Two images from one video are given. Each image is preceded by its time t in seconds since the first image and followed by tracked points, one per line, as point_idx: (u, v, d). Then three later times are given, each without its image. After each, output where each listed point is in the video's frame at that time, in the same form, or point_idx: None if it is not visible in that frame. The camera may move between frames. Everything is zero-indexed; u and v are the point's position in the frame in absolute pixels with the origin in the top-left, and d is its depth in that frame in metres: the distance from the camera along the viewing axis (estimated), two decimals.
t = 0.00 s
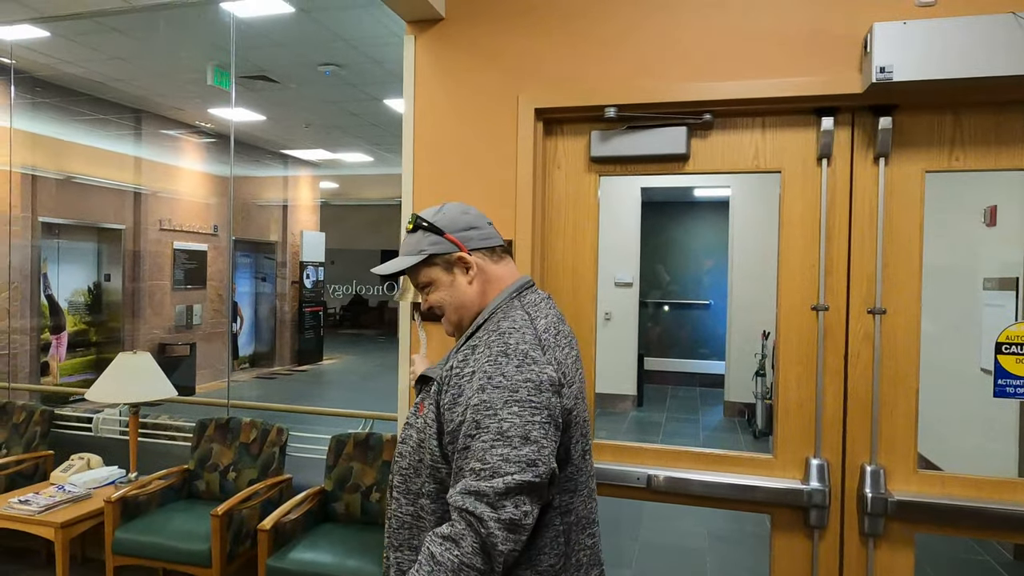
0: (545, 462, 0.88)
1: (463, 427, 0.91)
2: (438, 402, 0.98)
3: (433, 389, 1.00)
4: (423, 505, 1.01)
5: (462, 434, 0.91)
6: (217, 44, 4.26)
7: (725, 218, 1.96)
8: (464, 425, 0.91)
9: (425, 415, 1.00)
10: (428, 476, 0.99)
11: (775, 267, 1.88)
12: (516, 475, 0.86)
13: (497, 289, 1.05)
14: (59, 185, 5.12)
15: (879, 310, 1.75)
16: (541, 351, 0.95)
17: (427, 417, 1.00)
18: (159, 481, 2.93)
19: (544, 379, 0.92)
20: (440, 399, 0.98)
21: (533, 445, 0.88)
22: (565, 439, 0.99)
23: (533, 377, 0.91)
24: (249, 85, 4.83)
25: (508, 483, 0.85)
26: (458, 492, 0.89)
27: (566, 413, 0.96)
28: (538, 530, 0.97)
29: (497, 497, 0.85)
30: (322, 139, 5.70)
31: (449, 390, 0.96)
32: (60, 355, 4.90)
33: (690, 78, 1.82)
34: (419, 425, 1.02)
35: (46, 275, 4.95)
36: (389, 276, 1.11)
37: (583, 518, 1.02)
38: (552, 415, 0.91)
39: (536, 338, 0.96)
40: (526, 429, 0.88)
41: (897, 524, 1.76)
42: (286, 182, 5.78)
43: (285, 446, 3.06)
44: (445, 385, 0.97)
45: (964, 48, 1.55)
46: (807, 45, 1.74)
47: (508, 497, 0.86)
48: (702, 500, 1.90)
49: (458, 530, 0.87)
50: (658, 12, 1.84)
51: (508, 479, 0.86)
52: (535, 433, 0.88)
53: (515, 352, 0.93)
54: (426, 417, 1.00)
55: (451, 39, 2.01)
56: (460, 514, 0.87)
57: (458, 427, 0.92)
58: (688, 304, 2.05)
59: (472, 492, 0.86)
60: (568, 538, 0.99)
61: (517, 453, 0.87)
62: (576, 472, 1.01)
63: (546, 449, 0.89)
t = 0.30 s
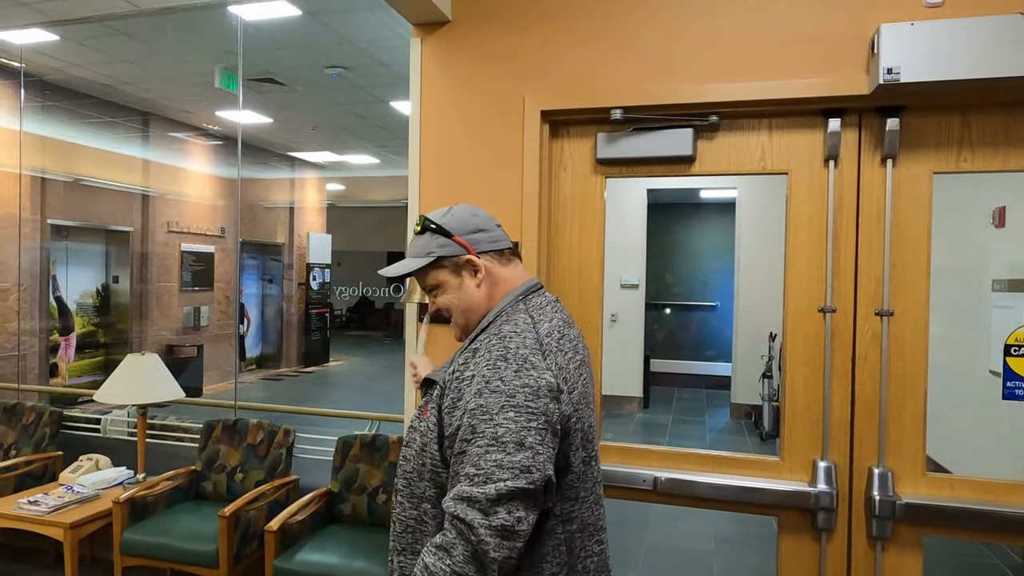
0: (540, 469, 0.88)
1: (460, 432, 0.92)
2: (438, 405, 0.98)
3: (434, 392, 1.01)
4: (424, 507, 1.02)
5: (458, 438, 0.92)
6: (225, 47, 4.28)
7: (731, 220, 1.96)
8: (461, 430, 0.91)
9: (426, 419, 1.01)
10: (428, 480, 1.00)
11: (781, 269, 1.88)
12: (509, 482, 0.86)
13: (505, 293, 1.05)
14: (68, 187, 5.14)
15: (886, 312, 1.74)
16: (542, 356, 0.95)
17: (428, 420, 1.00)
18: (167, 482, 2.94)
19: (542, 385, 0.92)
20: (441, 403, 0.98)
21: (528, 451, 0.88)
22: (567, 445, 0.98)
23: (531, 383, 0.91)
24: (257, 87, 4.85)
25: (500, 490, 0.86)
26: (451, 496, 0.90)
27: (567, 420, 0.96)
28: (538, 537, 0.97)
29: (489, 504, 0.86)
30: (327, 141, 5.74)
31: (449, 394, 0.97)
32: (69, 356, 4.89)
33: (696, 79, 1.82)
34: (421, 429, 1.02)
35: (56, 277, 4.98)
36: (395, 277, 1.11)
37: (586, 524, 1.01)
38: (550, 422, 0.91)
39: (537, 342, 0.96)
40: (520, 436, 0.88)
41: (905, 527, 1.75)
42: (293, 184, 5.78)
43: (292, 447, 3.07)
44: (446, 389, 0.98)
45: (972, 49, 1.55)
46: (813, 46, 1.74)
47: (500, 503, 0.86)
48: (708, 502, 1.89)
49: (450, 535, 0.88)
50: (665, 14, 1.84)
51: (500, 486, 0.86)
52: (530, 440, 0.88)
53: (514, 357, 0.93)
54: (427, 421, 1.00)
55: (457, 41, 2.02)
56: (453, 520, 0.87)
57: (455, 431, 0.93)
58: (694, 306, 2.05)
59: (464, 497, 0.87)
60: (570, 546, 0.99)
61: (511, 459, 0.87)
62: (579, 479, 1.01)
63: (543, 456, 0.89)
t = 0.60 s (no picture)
0: (540, 486, 0.88)
1: (463, 443, 0.92)
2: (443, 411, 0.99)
3: (439, 399, 1.01)
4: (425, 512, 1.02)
5: (460, 450, 0.92)
6: (231, 50, 4.29)
7: (738, 222, 1.95)
8: (464, 441, 0.91)
9: (431, 425, 1.01)
10: (431, 488, 1.00)
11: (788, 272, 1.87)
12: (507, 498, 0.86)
13: (516, 296, 1.05)
14: (77, 190, 5.17)
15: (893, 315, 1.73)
16: (547, 368, 0.94)
17: (432, 427, 1.00)
18: (174, 483, 2.96)
19: (546, 399, 0.91)
20: (445, 411, 0.98)
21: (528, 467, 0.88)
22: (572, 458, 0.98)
23: (535, 397, 0.91)
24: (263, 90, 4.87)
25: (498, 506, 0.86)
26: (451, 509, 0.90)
27: (573, 434, 0.96)
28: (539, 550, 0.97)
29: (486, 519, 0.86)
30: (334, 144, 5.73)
31: (454, 403, 0.97)
32: (77, 358, 4.90)
33: (702, 82, 1.82)
34: (425, 435, 1.02)
35: (64, 280, 5.01)
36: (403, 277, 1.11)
37: (588, 536, 1.01)
38: (554, 437, 0.90)
39: (543, 353, 0.96)
40: (520, 452, 0.88)
41: (914, 531, 1.74)
42: (300, 186, 5.77)
43: (298, 449, 3.08)
44: (450, 398, 0.98)
45: (980, 51, 1.54)
46: (820, 48, 1.73)
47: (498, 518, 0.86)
48: (714, 506, 1.89)
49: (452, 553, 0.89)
50: (670, 17, 1.84)
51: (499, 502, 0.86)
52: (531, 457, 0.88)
53: (519, 369, 0.93)
54: (431, 428, 1.00)
55: (463, 45, 2.02)
56: (451, 534, 0.88)
57: (458, 443, 0.93)
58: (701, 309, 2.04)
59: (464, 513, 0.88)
60: (570, 560, 0.99)
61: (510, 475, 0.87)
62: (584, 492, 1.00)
63: (545, 471, 0.89)
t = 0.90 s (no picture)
0: (562, 498, 0.88)
1: (479, 457, 0.91)
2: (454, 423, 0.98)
3: (450, 409, 1.00)
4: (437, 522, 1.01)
5: (478, 463, 0.91)
6: (239, 52, 4.31)
7: (744, 224, 1.95)
8: (482, 456, 0.91)
9: (442, 435, 1.00)
10: (445, 499, 0.99)
11: (794, 274, 1.87)
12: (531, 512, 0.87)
13: (519, 297, 1.05)
14: (85, 193, 5.20)
15: (901, 317, 1.73)
16: (562, 377, 0.94)
17: (444, 437, 1.00)
18: (181, 484, 2.97)
19: (564, 409, 0.91)
20: (458, 422, 0.97)
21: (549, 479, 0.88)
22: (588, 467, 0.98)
23: (553, 408, 0.91)
24: (271, 93, 4.89)
25: (523, 520, 0.86)
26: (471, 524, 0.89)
27: (588, 443, 0.96)
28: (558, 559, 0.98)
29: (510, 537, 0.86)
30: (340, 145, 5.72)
31: (467, 414, 0.96)
32: (86, 359, 4.94)
33: (708, 84, 1.82)
34: (436, 446, 1.01)
35: (73, 281, 5.04)
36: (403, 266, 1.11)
37: (605, 541, 1.02)
38: (572, 447, 0.91)
39: (557, 361, 0.95)
40: (543, 467, 0.88)
41: (922, 534, 1.73)
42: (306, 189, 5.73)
43: (305, 450, 3.09)
44: (463, 409, 0.97)
45: (988, 51, 1.53)
46: (826, 48, 1.73)
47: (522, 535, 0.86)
48: (721, 507, 1.89)
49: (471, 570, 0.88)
50: (675, 19, 1.84)
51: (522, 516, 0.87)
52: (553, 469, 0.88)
53: (535, 379, 0.92)
54: (443, 439, 1.00)
55: (469, 47, 2.03)
56: (473, 551, 0.87)
57: (475, 456, 0.92)
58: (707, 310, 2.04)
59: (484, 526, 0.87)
60: (589, 567, 1.00)
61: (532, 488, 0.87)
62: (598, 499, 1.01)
63: (565, 482, 0.89)
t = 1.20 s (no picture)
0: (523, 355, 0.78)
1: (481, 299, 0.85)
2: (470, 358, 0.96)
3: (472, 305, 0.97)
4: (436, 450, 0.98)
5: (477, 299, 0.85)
6: (245, 53, 4.33)
7: (748, 226, 1.95)
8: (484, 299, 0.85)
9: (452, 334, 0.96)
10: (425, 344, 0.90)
11: (800, 275, 1.87)
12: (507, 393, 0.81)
13: (537, 299, 1.04)
14: (92, 194, 5.22)
15: (906, 318, 1.73)
16: (581, 336, 0.92)
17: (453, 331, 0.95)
18: (188, 484, 2.99)
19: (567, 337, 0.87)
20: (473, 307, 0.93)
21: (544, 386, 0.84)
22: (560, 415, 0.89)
23: (563, 329, 0.87)
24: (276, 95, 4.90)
25: (470, 340, 0.74)
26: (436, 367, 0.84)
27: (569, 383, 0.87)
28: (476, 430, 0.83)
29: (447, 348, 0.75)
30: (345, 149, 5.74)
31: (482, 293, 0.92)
32: (93, 360, 4.97)
33: (712, 85, 1.82)
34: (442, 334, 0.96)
35: (80, 282, 5.07)
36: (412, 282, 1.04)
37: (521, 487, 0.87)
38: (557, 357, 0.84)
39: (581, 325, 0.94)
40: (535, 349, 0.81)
41: (927, 536, 1.72)
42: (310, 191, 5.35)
43: (310, 452, 3.09)
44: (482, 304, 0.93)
45: (993, 52, 1.53)
46: (831, 50, 1.73)
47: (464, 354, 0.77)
48: (725, 509, 1.89)
49: (366, 265, 0.72)
50: (679, 20, 1.84)
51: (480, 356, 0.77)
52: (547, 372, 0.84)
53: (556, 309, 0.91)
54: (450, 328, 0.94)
55: (473, 48, 2.03)
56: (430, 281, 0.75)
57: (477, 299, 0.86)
58: (712, 312, 2.04)
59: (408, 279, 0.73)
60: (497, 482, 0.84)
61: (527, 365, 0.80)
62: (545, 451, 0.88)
63: (536, 355, 0.80)
